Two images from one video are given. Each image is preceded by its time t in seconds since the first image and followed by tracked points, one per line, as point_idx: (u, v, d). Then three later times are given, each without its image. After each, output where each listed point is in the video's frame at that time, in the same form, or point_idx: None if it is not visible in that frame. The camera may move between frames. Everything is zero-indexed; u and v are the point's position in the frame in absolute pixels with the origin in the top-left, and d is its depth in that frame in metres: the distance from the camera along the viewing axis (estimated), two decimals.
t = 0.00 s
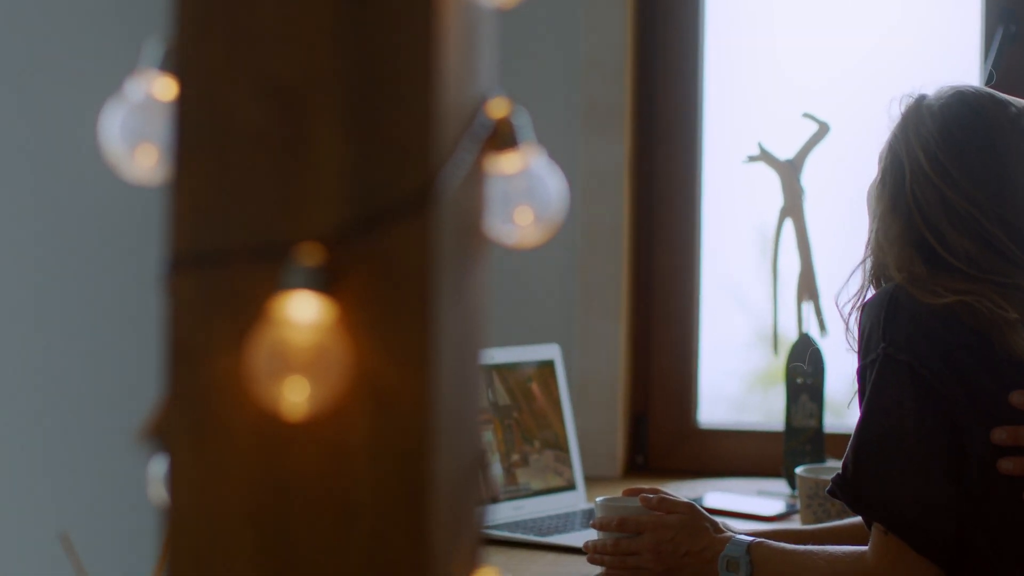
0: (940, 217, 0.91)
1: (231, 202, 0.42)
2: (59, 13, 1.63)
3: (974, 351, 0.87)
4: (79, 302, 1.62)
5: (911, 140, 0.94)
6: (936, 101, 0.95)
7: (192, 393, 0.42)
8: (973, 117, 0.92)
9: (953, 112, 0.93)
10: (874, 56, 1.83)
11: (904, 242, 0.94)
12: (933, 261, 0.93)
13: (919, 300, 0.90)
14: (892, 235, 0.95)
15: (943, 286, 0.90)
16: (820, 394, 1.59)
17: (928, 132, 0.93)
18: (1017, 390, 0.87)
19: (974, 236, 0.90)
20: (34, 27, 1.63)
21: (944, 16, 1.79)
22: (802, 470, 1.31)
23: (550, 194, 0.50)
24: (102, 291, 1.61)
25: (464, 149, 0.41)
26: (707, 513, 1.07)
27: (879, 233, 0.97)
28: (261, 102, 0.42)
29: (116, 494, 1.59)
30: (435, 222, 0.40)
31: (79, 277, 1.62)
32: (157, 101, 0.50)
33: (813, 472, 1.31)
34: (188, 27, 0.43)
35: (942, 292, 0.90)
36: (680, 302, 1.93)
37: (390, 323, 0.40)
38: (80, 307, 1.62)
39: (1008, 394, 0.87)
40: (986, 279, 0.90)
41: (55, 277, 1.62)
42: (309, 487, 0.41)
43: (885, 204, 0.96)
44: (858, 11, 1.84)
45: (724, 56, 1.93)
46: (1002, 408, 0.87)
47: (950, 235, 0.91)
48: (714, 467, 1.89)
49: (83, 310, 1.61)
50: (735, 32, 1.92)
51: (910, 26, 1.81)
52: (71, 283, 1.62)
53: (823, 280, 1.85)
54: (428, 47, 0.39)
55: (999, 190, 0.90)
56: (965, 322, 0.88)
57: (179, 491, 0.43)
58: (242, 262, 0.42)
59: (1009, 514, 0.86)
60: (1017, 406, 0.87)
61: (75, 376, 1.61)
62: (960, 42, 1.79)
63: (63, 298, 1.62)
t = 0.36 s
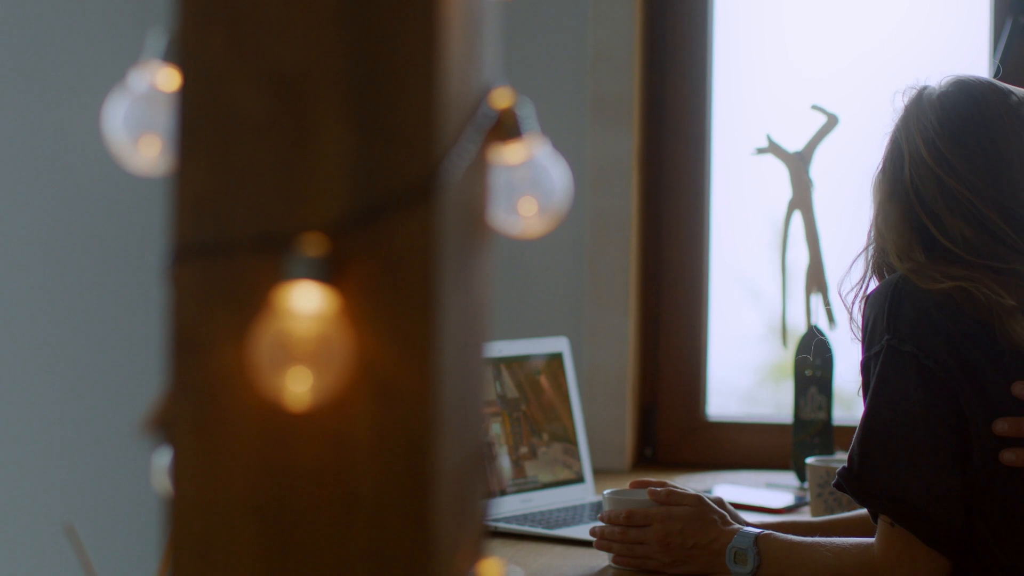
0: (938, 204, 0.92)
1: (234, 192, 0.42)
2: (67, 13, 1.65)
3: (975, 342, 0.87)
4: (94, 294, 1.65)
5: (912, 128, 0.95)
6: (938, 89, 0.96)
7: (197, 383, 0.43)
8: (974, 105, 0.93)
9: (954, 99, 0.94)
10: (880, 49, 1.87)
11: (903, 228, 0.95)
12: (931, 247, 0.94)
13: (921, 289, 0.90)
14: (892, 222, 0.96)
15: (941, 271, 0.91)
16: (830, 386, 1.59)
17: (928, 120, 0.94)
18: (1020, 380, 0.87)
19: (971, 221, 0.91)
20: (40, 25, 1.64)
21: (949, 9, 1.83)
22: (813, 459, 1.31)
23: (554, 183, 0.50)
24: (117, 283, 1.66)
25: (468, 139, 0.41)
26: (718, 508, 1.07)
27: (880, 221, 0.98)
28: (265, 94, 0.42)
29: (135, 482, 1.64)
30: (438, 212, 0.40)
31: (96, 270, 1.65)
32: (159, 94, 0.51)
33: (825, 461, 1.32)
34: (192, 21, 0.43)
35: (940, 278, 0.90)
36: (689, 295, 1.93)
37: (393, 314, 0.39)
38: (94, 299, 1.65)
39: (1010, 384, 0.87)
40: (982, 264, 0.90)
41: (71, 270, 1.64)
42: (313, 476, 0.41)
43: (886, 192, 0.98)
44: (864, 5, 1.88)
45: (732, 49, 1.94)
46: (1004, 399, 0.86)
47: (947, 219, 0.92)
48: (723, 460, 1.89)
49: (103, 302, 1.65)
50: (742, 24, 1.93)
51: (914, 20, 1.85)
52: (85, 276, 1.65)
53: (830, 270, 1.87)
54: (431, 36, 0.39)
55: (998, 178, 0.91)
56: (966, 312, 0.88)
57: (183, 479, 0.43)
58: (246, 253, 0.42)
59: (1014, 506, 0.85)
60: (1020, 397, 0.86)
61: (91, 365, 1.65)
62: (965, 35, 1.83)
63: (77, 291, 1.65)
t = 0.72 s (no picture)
0: (931, 192, 0.92)
1: (233, 177, 0.42)
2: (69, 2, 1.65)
3: (973, 329, 0.87)
4: (97, 286, 1.65)
5: (904, 118, 0.96)
6: (928, 79, 0.96)
7: (196, 371, 0.43)
8: (965, 93, 0.93)
9: (944, 88, 0.94)
10: (884, 37, 1.86)
11: (897, 219, 0.95)
12: (926, 236, 0.94)
13: (919, 277, 0.90)
14: (885, 214, 0.96)
15: (936, 260, 0.91)
16: (833, 375, 1.59)
17: (919, 110, 0.95)
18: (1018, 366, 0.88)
19: (964, 210, 0.91)
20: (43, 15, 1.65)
21: None
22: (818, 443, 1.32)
23: (554, 169, 0.50)
24: (120, 276, 1.65)
25: (466, 126, 0.41)
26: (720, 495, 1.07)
27: (873, 212, 0.98)
28: (263, 79, 0.41)
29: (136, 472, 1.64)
30: (437, 199, 0.40)
31: (98, 261, 1.65)
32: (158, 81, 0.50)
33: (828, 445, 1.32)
34: (190, 6, 0.43)
35: (935, 266, 0.90)
36: (692, 284, 1.93)
37: (392, 301, 0.39)
38: (96, 290, 1.65)
39: (1009, 370, 0.87)
40: (979, 253, 0.91)
41: (74, 260, 1.65)
42: (312, 463, 0.41)
43: (878, 184, 0.98)
44: None
45: (735, 36, 1.93)
46: (1003, 386, 0.87)
47: (941, 208, 0.92)
48: (725, 449, 1.89)
49: (102, 294, 1.65)
50: (745, 11, 1.93)
51: (919, 7, 1.84)
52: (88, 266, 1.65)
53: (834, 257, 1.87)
54: (430, 22, 0.39)
55: (993, 164, 0.91)
56: (964, 299, 0.88)
57: (182, 466, 0.43)
58: (244, 240, 0.42)
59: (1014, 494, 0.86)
60: (1018, 383, 0.87)
61: (90, 361, 1.64)
62: (969, 23, 1.82)
63: (80, 281, 1.65)
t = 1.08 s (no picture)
0: (933, 180, 0.95)
1: (221, 167, 0.41)
2: None
3: (971, 321, 0.90)
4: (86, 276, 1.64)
5: (894, 112, 0.99)
6: (910, 72, 1.00)
7: (186, 362, 0.42)
8: (954, 84, 0.97)
9: (931, 81, 0.98)
10: (876, 28, 1.86)
11: (896, 213, 0.97)
12: (926, 227, 0.97)
13: (916, 270, 0.93)
14: (885, 207, 0.98)
15: (937, 252, 0.94)
16: (824, 367, 1.61)
17: (910, 103, 0.98)
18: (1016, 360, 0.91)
19: (966, 196, 0.95)
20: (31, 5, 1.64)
21: None
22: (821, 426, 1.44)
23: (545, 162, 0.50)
24: (109, 265, 1.64)
25: (457, 116, 0.41)
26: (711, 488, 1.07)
27: (869, 207, 1.00)
28: (252, 68, 0.41)
29: (126, 466, 1.63)
30: (428, 188, 0.40)
31: (87, 253, 1.64)
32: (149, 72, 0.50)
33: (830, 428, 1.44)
34: None
35: (935, 258, 0.93)
36: (684, 276, 1.93)
37: (384, 293, 0.39)
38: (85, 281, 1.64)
39: (1006, 364, 0.90)
40: (980, 242, 0.94)
41: (63, 253, 1.64)
42: (302, 455, 0.41)
43: (875, 178, 1.00)
44: None
45: (727, 29, 1.94)
46: (1000, 379, 0.90)
47: (943, 196, 0.95)
48: (715, 441, 1.90)
49: (92, 286, 1.64)
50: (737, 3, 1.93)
51: None
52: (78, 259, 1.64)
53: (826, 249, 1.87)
54: (420, 11, 0.39)
55: (988, 153, 0.95)
56: (961, 290, 0.91)
57: (171, 458, 0.43)
58: (234, 230, 0.41)
59: (1009, 486, 0.89)
60: (1016, 376, 0.90)
61: (80, 354, 1.63)
62: (960, 14, 1.83)
63: (70, 272, 1.64)
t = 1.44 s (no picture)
0: (923, 175, 0.97)
1: (208, 158, 0.41)
2: None
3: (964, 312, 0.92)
4: (72, 270, 1.63)
5: (881, 108, 1.00)
6: (895, 65, 1.01)
7: (174, 356, 0.42)
8: (937, 78, 0.99)
9: (914, 77, 0.99)
10: (864, 19, 1.87)
11: (888, 209, 0.99)
12: (918, 223, 0.98)
13: (908, 264, 0.94)
14: (876, 203, 1.00)
15: (928, 249, 0.95)
16: (811, 359, 1.61)
17: (897, 100, 0.99)
18: (1007, 351, 0.93)
19: (956, 190, 0.96)
20: None
21: None
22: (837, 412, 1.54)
23: (533, 154, 0.49)
24: (95, 259, 1.63)
25: (445, 108, 0.41)
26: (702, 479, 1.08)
27: (861, 204, 1.01)
28: (239, 59, 0.41)
29: (110, 463, 1.62)
30: (417, 181, 0.39)
31: (72, 247, 1.63)
32: (136, 64, 0.50)
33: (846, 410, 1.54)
34: None
35: (927, 254, 0.95)
36: (671, 269, 1.93)
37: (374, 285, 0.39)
38: (71, 275, 1.63)
39: (998, 355, 0.92)
40: (970, 236, 0.96)
41: (47, 247, 1.63)
42: (290, 449, 0.40)
43: (867, 174, 1.02)
44: None
45: (715, 19, 1.93)
46: (994, 372, 0.92)
47: (934, 190, 0.97)
48: (702, 433, 1.91)
49: (77, 280, 1.63)
50: None
51: None
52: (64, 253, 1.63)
53: (813, 242, 1.88)
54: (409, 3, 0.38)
55: (974, 145, 0.97)
56: (953, 283, 0.93)
57: (160, 452, 0.43)
58: (222, 223, 0.41)
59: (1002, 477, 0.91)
60: (1009, 369, 0.92)
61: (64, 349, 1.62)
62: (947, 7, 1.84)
63: (56, 267, 1.63)
